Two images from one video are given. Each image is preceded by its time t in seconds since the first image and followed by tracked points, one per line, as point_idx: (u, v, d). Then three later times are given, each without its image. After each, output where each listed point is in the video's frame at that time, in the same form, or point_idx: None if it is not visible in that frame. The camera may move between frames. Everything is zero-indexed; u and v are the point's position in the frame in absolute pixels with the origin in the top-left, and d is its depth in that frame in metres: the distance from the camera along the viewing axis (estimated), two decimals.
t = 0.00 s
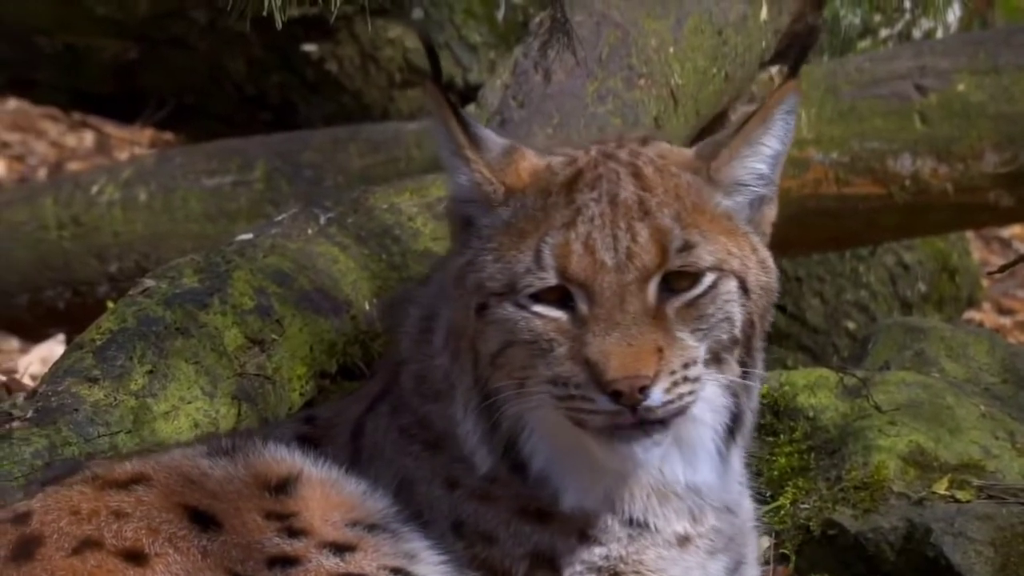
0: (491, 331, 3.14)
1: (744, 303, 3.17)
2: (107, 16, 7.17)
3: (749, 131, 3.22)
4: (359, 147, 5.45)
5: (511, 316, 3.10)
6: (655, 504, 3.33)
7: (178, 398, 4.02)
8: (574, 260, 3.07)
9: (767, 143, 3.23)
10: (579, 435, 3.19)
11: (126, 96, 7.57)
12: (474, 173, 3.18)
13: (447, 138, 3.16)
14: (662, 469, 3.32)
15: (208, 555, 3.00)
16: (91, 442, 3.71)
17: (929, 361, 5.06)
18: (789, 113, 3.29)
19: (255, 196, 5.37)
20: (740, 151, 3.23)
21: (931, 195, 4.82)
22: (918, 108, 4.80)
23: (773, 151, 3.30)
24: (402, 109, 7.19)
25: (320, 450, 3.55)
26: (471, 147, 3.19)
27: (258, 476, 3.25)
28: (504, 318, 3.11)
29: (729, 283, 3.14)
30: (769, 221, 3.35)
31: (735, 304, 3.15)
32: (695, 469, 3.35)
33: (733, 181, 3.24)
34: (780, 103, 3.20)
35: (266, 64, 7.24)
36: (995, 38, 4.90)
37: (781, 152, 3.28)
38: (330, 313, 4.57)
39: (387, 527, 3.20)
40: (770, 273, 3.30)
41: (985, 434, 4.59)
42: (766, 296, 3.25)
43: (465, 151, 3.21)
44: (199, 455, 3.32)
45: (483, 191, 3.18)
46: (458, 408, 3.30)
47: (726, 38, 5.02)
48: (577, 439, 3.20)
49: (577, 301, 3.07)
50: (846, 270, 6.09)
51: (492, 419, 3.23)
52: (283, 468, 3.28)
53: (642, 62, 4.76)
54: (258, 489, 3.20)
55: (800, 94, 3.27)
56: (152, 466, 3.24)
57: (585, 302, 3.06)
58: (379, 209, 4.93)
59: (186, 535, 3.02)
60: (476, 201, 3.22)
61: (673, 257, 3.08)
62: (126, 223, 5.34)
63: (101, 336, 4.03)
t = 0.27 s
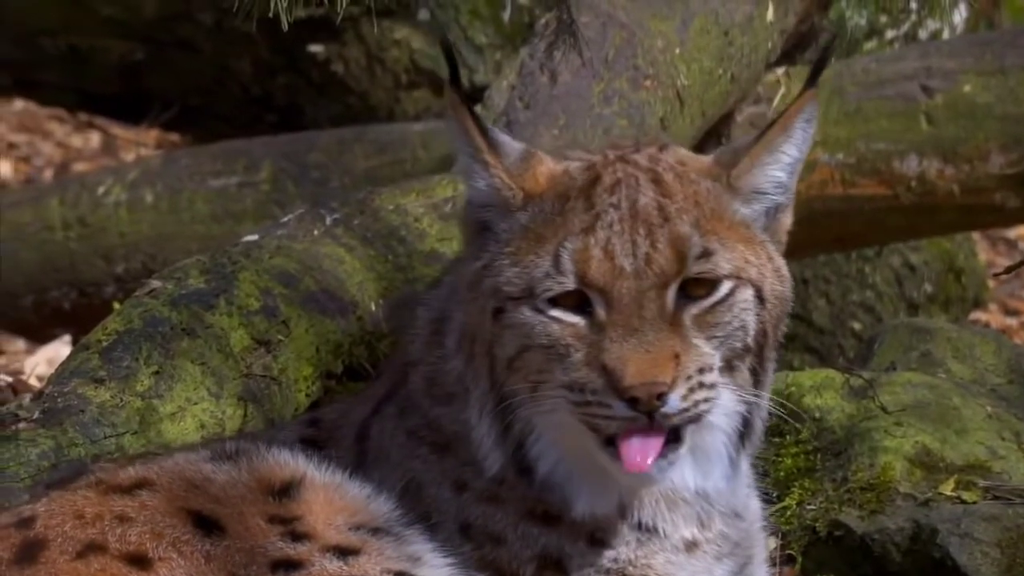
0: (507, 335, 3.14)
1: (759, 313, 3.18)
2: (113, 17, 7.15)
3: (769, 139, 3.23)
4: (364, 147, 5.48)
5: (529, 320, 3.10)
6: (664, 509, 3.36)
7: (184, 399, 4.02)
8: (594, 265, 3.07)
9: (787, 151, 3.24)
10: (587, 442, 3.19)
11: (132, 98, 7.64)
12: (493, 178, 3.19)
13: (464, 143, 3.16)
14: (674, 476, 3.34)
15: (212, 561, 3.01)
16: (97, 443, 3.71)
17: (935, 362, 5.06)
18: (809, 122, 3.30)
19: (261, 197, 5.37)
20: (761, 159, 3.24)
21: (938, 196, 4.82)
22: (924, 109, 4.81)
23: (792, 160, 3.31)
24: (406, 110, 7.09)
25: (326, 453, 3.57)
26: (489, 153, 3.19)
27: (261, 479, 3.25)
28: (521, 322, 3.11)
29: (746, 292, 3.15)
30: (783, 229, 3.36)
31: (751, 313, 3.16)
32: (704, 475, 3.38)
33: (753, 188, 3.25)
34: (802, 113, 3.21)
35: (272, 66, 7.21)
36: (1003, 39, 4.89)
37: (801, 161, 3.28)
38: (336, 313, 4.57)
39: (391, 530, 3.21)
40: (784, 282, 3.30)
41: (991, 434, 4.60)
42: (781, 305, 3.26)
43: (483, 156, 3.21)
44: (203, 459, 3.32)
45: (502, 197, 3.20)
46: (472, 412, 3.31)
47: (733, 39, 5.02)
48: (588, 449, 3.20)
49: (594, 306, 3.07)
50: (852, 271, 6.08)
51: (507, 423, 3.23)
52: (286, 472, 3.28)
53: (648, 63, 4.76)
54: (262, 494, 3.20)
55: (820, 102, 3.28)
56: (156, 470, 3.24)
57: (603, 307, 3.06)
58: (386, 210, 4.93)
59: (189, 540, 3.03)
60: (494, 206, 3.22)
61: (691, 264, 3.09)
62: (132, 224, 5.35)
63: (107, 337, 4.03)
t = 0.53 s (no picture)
0: (519, 343, 3.14)
1: (770, 323, 3.18)
2: (117, 20, 7.16)
3: (784, 151, 3.23)
4: (370, 151, 5.50)
5: (541, 329, 3.11)
6: (671, 515, 3.38)
7: (189, 402, 4.01)
8: (607, 274, 3.07)
9: (801, 163, 3.24)
10: (593, 452, 3.21)
11: (136, 101, 7.62)
12: (507, 187, 3.21)
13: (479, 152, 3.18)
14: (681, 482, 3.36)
15: (215, 564, 3.00)
16: (101, 446, 3.70)
17: (940, 364, 5.06)
18: (823, 134, 3.30)
19: (266, 200, 5.38)
20: (774, 170, 3.25)
21: (943, 199, 4.83)
22: (929, 112, 4.81)
23: (806, 172, 3.31)
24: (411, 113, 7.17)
25: (331, 457, 3.59)
26: (502, 162, 3.21)
27: (264, 484, 3.24)
28: (534, 330, 3.12)
29: (759, 302, 3.15)
30: (795, 241, 3.36)
31: (762, 323, 3.16)
32: (707, 481, 3.41)
33: (766, 199, 3.26)
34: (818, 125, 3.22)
35: (276, 68, 7.28)
36: (1007, 42, 4.90)
37: (815, 173, 3.28)
38: (341, 316, 4.57)
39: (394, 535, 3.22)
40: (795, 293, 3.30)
41: (996, 437, 4.60)
42: (792, 315, 3.27)
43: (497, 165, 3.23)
44: (207, 464, 3.31)
45: (516, 206, 3.21)
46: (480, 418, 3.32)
47: (738, 41, 5.00)
48: (596, 460, 3.22)
49: (607, 316, 3.08)
50: (857, 274, 6.08)
51: (516, 430, 3.25)
52: (290, 477, 3.27)
53: (653, 65, 4.76)
54: (265, 499, 3.19)
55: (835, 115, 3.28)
56: (160, 476, 3.24)
57: (616, 316, 3.07)
58: (391, 213, 4.92)
59: (193, 544, 3.02)
60: (508, 215, 3.23)
61: (706, 274, 3.09)
62: (136, 227, 5.36)
63: (111, 340, 4.03)
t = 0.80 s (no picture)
0: (521, 348, 3.14)
1: (771, 330, 3.19)
2: (113, 21, 7.18)
3: (788, 159, 3.23)
4: (366, 153, 5.54)
5: (543, 334, 3.10)
6: (667, 521, 3.40)
7: (184, 404, 4.02)
8: (611, 280, 3.06)
9: (804, 171, 3.24)
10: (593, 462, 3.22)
11: (133, 101, 7.64)
12: (511, 196, 3.18)
13: (483, 162, 3.15)
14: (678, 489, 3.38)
15: (210, 567, 3.00)
16: (97, 448, 3.70)
17: (935, 366, 5.07)
18: (827, 142, 3.30)
19: (262, 202, 5.42)
20: (777, 177, 3.24)
21: (939, 201, 4.85)
22: (925, 114, 4.85)
23: (808, 180, 3.31)
24: (407, 116, 7.16)
25: (326, 461, 3.59)
26: (507, 171, 3.18)
27: (259, 487, 3.24)
28: (537, 336, 3.11)
29: (760, 309, 3.16)
30: (795, 247, 3.36)
31: (763, 330, 3.16)
32: (704, 486, 3.44)
33: (767, 206, 3.25)
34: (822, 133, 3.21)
35: (273, 70, 7.25)
36: (1003, 43, 4.91)
37: (817, 182, 3.29)
38: (336, 318, 4.57)
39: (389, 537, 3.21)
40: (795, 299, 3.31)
41: (991, 439, 4.60)
42: (791, 322, 3.27)
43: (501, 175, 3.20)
44: (202, 468, 3.32)
45: (519, 215, 3.19)
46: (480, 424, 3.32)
47: (734, 43, 5.02)
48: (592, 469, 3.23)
49: (610, 321, 3.07)
50: (853, 276, 6.08)
51: (516, 434, 3.26)
52: (285, 481, 3.28)
53: (649, 67, 4.75)
54: (260, 501, 3.18)
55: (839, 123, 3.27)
56: (155, 480, 3.25)
57: (619, 322, 3.06)
58: (386, 214, 4.92)
59: (188, 547, 3.02)
60: (511, 223, 3.21)
61: (709, 279, 3.09)
62: (131, 229, 5.37)
63: (107, 341, 4.03)
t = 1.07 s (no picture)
0: (513, 349, 3.13)
1: (761, 332, 3.19)
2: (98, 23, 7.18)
3: (780, 160, 3.24)
4: (352, 154, 5.56)
5: (535, 335, 3.10)
6: (654, 526, 3.40)
7: (170, 404, 4.01)
8: (604, 280, 3.06)
9: (797, 174, 3.25)
10: (580, 465, 3.22)
11: (119, 104, 7.70)
12: (504, 201, 3.18)
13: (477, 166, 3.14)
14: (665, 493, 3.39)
15: (195, 570, 3.01)
16: (83, 449, 3.71)
17: (921, 367, 5.07)
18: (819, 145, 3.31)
19: (247, 203, 5.43)
20: (769, 179, 3.25)
21: (924, 202, 4.92)
22: (911, 115, 4.91)
23: (800, 183, 3.31)
24: (392, 115, 7.14)
25: (309, 462, 3.58)
26: (501, 175, 3.17)
27: (244, 489, 3.24)
28: (528, 338, 3.10)
29: (752, 311, 3.16)
30: (785, 249, 3.37)
31: (754, 332, 3.17)
32: (690, 491, 3.43)
33: (759, 207, 3.26)
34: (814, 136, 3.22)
35: (259, 70, 7.27)
36: (988, 44, 4.97)
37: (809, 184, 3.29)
38: (322, 319, 4.57)
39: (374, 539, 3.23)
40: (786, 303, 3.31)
41: (977, 440, 4.60)
42: (781, 325, 3.28)
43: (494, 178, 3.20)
44: (186, 470, 3.32)
45: (512, 219, 3.18)
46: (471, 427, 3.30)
47: (719, 44, 5.02)
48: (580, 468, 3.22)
49: (602, 322, 3.07)
50: (838, 277, 6.09)
51: (507, 435, 3.24)
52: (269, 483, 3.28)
53: (635, 68, 4.76)
54: (245, 504, 3.19)
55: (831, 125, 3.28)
56: (139, 482, 3.24)
57: (612, 322, 3.06)
58: (372, 215, 4.91)
59: (173, 550, 3.03)
60: (504, 228, 3.21)
61: (701, 280, 3.09)
62: (117, 230, 5.38)
63: (93, 342, 4.02)
